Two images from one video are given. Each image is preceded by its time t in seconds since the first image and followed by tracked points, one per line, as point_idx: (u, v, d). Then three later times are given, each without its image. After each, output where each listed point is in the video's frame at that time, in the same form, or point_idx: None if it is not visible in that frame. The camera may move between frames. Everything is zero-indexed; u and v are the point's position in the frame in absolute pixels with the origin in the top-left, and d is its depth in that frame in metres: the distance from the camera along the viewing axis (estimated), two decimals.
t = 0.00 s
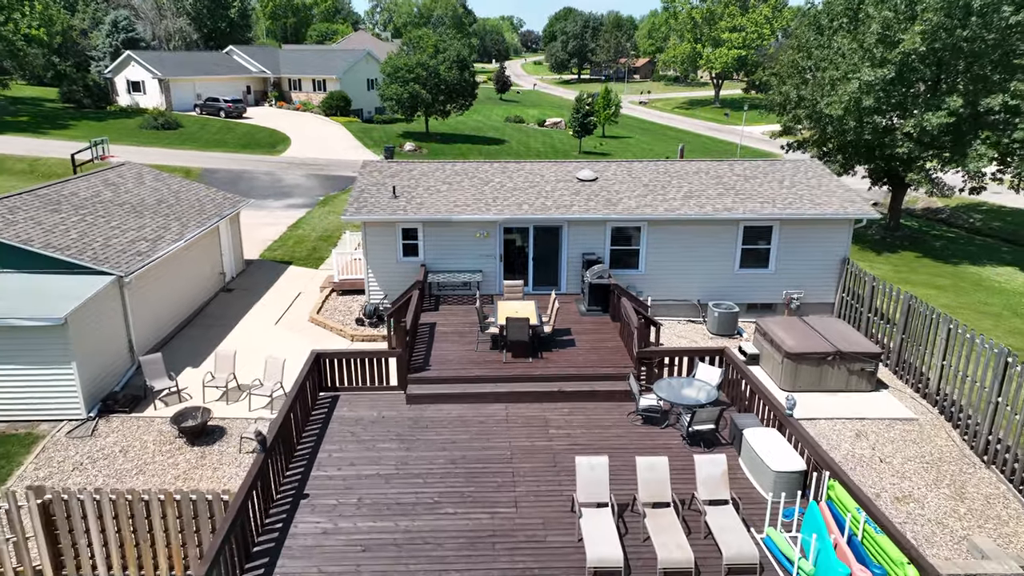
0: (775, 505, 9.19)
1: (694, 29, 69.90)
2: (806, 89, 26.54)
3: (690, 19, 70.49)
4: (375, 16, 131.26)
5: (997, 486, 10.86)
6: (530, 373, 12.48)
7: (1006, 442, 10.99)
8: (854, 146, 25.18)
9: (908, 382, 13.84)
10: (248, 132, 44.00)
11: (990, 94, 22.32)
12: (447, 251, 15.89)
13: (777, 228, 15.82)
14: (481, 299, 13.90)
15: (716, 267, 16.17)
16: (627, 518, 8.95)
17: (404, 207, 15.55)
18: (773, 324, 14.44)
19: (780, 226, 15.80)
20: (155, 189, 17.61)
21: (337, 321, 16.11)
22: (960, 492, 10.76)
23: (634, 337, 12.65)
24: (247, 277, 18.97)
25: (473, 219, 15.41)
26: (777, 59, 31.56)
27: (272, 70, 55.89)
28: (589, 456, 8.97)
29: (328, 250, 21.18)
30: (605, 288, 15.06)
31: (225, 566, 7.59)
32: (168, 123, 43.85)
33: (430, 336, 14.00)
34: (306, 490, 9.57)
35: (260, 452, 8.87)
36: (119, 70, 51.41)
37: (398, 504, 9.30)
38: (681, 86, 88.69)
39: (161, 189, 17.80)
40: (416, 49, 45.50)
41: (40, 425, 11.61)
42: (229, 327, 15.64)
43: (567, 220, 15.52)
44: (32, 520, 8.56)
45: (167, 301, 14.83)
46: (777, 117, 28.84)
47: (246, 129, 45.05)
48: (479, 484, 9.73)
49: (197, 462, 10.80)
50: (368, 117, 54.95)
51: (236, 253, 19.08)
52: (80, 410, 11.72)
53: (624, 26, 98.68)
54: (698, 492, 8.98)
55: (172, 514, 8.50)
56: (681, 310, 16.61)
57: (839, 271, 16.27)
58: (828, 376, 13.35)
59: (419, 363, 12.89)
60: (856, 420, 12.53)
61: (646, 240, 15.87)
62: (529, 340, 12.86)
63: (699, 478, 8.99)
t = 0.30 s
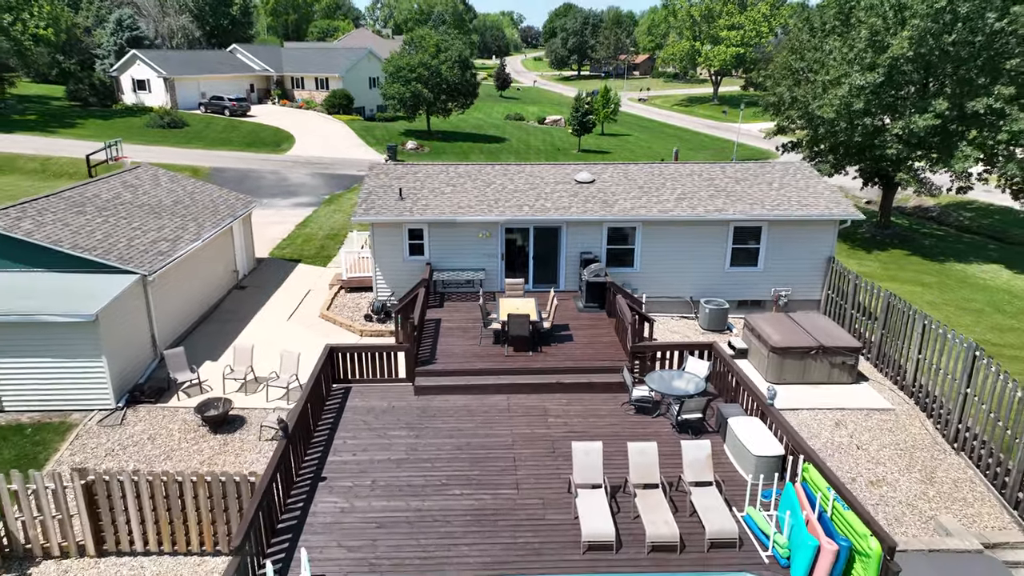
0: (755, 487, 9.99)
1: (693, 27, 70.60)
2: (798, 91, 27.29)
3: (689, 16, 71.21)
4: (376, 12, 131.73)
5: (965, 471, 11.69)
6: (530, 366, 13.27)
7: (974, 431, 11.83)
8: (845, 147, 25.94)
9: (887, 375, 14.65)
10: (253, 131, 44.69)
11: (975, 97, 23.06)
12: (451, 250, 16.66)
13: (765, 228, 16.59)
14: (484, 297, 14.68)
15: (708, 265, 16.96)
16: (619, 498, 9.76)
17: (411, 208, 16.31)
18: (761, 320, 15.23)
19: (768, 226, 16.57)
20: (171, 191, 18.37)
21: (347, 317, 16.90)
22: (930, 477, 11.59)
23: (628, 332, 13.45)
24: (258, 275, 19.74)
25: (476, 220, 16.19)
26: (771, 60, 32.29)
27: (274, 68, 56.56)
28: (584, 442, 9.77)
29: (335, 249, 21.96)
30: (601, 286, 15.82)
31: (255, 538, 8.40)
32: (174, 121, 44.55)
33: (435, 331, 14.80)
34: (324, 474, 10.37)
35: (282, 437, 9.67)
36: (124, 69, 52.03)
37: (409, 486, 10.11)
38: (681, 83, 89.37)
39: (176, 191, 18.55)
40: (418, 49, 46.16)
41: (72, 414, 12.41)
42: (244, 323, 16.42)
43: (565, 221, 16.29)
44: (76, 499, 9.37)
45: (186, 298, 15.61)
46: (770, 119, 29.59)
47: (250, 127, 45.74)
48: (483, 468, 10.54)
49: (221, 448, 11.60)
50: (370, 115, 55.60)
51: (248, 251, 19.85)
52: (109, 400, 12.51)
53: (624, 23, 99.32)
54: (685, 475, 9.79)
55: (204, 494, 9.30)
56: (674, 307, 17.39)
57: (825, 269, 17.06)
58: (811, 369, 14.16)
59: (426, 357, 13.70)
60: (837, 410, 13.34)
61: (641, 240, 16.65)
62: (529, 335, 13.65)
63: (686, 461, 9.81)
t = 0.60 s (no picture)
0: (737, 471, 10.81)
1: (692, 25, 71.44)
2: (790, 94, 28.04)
3: (688, 15, 71.96)
4: (377, 9, 132.21)
5: (936, 458, 12.53)
6: (530, 360, 14.11)
7: (945, 420, 12.66)
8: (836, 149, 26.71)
9: (868, 368, 15.47)
10: (258, 130, 45.40)
11: (961, 100, 23.83)
12: (455, 249, 17.46)
13: (755, 229, 17.40)
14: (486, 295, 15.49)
15: (699, 264, 17.78)
16: (612, 481, 10.59)
17: (416, 210, 17.11)
18: (749, 317, 16.05)
19: (757, 227, 17.37)
20: (186, 193, 19.15)
21: (355, 313, 17.71)
22: (904, 463, 12.42)
23: (623, 328, 14.28)
24: (269, 273, 20.55)
25: (478, 221, 16.98)
26: (765, 63, 33.06)
27: (277, 68, 57.35)
28: (580, 429, 10.59)
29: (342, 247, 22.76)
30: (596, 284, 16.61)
31: (279, 515, 9.24)
32: (180, 121, 45.28)
33: (440, 327, 15.61)
34: (339, 459, 11.20)
35: (302, 425, 10.50)
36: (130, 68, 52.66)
37: (418, 470, 10.94)
38: (680, 81, 90.14)
39: (191, 192, 19.33)
40: (420, 50, 46.94)
41: (100, 405, 13.23)
42: (257, 319, 17.24)
43: (563, 222, 17.09)
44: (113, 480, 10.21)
45: (202, 295, 16.42)
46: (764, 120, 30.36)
47: (255, 126, 46.50)
48: (486, 455, 11.36)
49: (242, 435, 12.40)
50: (372, 113, 56.33)
51: (259, 250, 20.63)
52: (135, 392, 13.34)
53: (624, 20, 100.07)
54: (673, 459, 10.62)
55: (230, 477, 10.12)
56: (667, 304, 18.20)
57: (812, 268, 17.86)
58: (795, 363, 15.00)
59: (431, 352, 14.51)
60: (819, 402, 14.17)
61: (636, 240, 17.44)
62: (528, 330, 14.50)
63: (673, 447, 10.62)
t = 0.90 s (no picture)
0: (721, 456, 11.68)
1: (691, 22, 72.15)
2: (782, 97, 28.82)
3: (687, 13, 72.70)
4: (377, 5, 132.75)
5: (910, 446, 13.40)
6: (530, 354, 14.97)
7: (918, 409, 13.52)
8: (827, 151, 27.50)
9: (850, 362, 16.33)
10: (262, 129, 46.16)
11: (946, 103, 24.70)
12: (458, 248, 18.30)
13: (744, 230, 18.23)
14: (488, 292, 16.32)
15: (691, 263, 18.62)
16: (605, 465, 11.46)
17: (421, 211, 17.94)
18: (738, 313, 16.90)
19: (746, 227, 18.20)
20: (200, 194, 19.97)
21: (363, 310, 18.57)
22: (879, 450, 13.29)
23: (617, 324, 15.14)
24: (279, 271, 21.39)
25: (480, 222, 17.81)
26: (759, 65, 33.84)
27: (280, 66, 58.10)
28: (575, 418, 11.46)
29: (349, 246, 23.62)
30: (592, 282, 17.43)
31: (299, 496, 10.10)
32: (186, 120, 46.05)
33: (444, 323, 16.45)
34: (352, 446, 12.06)
35: (318, 413, 11.36)
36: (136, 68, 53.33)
37: (425, 456, 11.81)
38: (678, 78, 90.97)
39: (205, 193, 20.16)
40: (422, 50, 47.70)
41: (125, 396, 14.08)
42: (270, 315, 18.10)
43: (561, 223, 17.92)
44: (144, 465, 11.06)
45: (218, 293, 17.25)
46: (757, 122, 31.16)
47: (259, 125, 47.29)
48: (488, 441, 12.24)
49: (260, 423, 13.25)
50: (374, 112, 57.06)
51: (269, 249, 21.48)
52: (158, 383, 14.18)
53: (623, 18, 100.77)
54: (661, 445, 11.48)
55: (252, 461, 10.98)
56: (660, 300, 19.05)
57: (798, 267, 18.71)
58: (780, 356, 15.88)
59: (436, 346, 15.36)
60: (802, 394, 15.05)
61: (630, 240, 18.28)
62: (527, 326, 15.36)
63: (662, 434, 11.49)
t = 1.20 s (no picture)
0: (707, 443, 12.56)
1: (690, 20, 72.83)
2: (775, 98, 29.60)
3: (686, 12, 73.41)
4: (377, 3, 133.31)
5: (886, 434, 14.28)
6: (529, 348, 15.84)
7: (894, 399, 14.39)
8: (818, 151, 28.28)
9: (834, 356, 17.20)
10: (267, 128, 46.94)
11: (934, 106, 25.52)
12: (461, 247, 19.15)
13: (734, 230, 19.08)
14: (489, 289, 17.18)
15: (683, 261, 19.47)
16: (599, 451, 12.35)
17: (425, 212, 18.77)
18: (727, 310, 17.77)
19: (736, 227, 19.06)
20: (213, 195, 20.80)
21: (370, 306, 19.43)
22: (857, 437, 14.17)
23: (612, 320, 16.01)
24: (288, 269, 22.25)
25: (482, 223, 18.66)
26: (753, 67, 34.61)
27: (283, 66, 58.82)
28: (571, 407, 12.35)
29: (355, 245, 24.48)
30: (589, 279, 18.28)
31: (317, 477, 10.97)
32: (192, 119, 46.80)
33: (448, 319, 17.31)
34: (363, 433, 12.93)
35: (332, 402, 12.22)
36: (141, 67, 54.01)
37: (431, 442, 12.69)
38: (678, 76, 91.73)
39: (217, 194, 21.00)
40: (423, 51, 48.51)
41: (149, 387, 14.96)
42: (281, 311, 18.96)
43: (560, 223, 18.76)
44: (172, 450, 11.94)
45: (232, 290, 18.10)
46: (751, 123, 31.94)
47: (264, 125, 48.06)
48: (490, 428, 13.12)
49: (276, 412, 14.13)
50: (376, 110, 57.82)
51: (279, 247, 22.33)
52: (179, 375, 15.05)
53: (623, 16, 101.42)
54: (651, 432, 12.37)
55: (272, 446, 11.85)
56: (654, 297, 19.92)
57: (786, 265, 19.57)
58: (766, 350, 16.75)
59: (441, 341, 16.23)
60: (787, 385, 15.94)
61: (626, 239, 19.12)
62: (527, 321, 16.21)
63: (651, 421, 12.37)
